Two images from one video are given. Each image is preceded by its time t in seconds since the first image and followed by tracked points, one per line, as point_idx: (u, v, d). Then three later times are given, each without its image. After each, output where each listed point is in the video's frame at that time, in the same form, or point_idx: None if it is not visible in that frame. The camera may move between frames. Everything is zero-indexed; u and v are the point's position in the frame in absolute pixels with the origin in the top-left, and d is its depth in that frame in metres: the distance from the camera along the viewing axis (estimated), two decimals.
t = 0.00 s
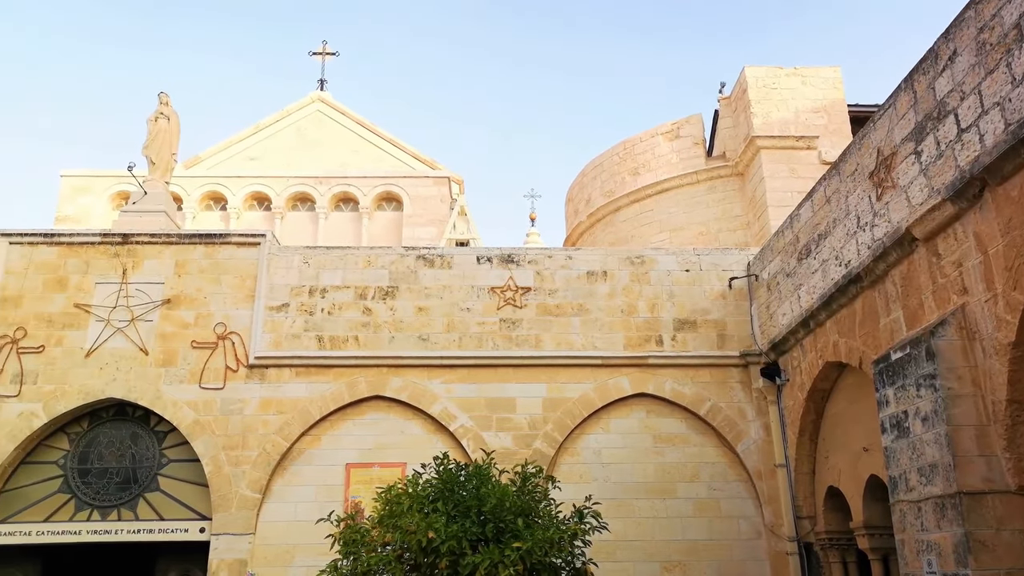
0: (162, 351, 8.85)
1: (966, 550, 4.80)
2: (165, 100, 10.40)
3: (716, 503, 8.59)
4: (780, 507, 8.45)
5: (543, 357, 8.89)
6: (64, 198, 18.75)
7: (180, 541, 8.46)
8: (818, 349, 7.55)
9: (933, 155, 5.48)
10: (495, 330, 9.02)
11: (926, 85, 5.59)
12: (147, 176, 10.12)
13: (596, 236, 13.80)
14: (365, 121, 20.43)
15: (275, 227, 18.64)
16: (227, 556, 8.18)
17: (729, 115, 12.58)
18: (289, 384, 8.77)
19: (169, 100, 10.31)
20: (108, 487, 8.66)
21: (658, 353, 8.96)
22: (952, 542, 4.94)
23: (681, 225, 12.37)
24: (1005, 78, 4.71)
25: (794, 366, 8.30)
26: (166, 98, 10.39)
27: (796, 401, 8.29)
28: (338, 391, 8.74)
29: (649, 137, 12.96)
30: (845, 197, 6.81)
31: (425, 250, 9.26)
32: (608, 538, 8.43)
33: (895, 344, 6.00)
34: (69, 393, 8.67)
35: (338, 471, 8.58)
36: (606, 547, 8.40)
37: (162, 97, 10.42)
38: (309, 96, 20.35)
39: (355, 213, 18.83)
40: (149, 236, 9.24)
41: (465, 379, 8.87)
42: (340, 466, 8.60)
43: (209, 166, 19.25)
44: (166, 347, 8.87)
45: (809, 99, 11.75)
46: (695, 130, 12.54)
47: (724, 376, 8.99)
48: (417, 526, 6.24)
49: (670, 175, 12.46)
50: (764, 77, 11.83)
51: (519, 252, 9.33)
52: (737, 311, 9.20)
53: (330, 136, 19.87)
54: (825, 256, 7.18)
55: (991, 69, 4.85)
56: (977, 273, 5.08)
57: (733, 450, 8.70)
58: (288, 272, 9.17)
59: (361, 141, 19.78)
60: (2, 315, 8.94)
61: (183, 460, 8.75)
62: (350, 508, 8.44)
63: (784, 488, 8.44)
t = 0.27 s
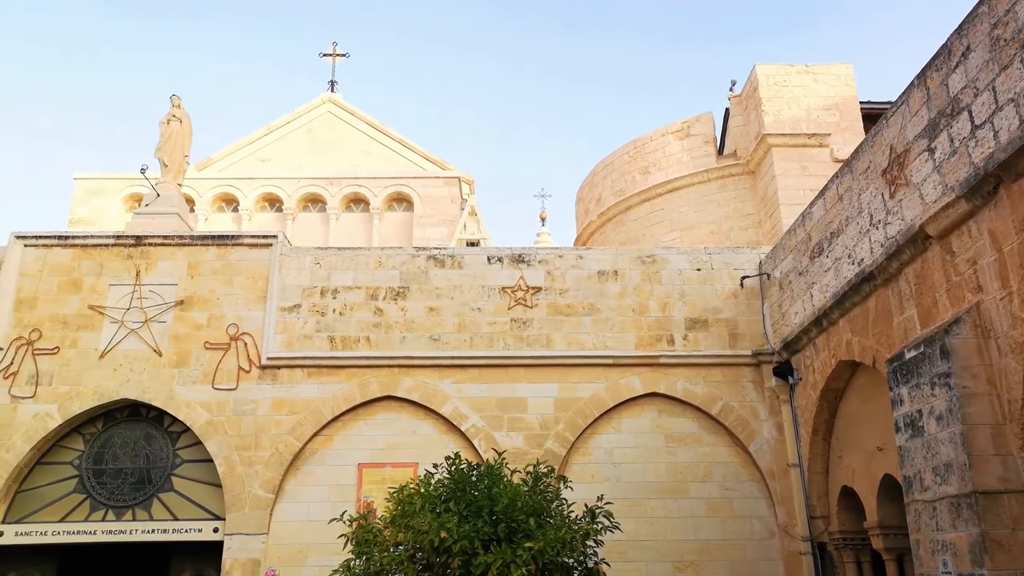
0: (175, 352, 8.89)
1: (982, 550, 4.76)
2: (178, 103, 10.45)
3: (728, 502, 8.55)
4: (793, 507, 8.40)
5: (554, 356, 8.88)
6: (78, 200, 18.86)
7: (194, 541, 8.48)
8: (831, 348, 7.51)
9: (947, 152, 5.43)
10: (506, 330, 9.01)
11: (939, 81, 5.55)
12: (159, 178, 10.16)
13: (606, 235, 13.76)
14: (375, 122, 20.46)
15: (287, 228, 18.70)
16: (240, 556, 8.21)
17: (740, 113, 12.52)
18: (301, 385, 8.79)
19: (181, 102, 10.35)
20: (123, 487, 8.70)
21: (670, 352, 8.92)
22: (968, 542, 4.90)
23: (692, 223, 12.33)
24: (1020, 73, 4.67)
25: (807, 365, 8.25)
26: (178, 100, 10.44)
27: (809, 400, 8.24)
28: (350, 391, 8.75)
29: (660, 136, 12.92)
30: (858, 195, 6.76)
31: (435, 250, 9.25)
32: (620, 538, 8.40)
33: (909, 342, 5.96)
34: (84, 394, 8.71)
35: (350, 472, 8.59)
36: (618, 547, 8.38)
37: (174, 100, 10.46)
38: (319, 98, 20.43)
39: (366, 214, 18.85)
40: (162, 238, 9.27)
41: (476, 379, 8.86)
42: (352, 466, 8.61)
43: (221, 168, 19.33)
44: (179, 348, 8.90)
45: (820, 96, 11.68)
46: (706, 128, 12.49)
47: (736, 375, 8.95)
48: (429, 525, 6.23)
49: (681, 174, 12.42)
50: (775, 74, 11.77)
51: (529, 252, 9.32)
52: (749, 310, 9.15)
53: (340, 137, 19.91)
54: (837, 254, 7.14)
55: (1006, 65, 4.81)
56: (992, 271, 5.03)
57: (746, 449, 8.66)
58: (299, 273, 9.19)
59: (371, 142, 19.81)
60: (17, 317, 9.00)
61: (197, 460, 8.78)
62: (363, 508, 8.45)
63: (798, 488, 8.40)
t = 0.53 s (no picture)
0: (190, 353, 8.93)
1: (1000, 550, 4.72)
2: (191, 105, 10.50)
3: (742, 502, 8.52)
4: (808, 507, 8.36)
5: (567, 356, 8.86)
6: (93, 203, 19.01)
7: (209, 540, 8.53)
8: (846, 346, 7.46)
9: (962, 148, 5.39)
10: (518, 330, 9.00)
11: (954, 77, 5.50)
12: (173, 181, 10.22)
13: (618, 235, 13.74)
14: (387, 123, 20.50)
15: (299, 229, 18.75)
16: (255, 556, 8.23)
17: (752, 111, 12.47)
18: (315, 385, 8.81)
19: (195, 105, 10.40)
20: (139, 487, 8.75)
21: (683, 352, 8.89)
22: (986, 541, 4.86)
23: (705, 222, 12.29)
24: None
25: (821, 364, 8.21)
26: (191, 103, 10.49)
27: (824, 399, 8.20)
28: (363, 391, 8.77)
29: (671, 134, 12.88)
30: (872, 192, 6.72)
31: (447, 251, 9.26)
32: (633, 538, 8.39)
33: (924, 340, 5.91)
34: (100, 395, 8.76)
35: (363, 471, 8.60)
36: (632, 547, 8.36)
37: (187, 103, 10.51)
38: (331, 100, 20.50)
39: (378, 214, 18.87)
40: (176, 240, 9.32)
41: (489, 378, 8.86)
42: (366, 466, 8.63)
43: (234, 170, 19.42)
44: (193, 349, 8.94)
45: (833, 93, 11.62)
46: (718, 126, 12.45)
47: (750, 374, 8.90)
48: (442, 525, 6.24)
49: (693, 173, 12.38)
50: (788, 72, 11.71)
51: (541, 252, 9.31)
52: (762, 308, 9.11)
53: (352, 139, 19.97)
54: (852, 252, 7.10)
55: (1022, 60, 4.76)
56: (1008, 268, 4.99)
57: (760, 449, 8.62)
58: (313, 274, 9.21)
59: (383, 143, 19.85)
60: (34, 319, 9.06)
61: (212, 461, 8.81)
62: (376, 507, 8.47)
63: (813, 487, 8.35)
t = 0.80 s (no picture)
0: (203, 354, 8.96)
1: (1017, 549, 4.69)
2: (202, 108, 10.53)
3: (755, 502, 8.47)
4: (821, 506, 8.31)
5: (578, 356, 8.84)
6: (106, 205, 19.12)
7: (223, 540, 8.55)
8: (859, 345, 7.41)
9: (976, 145, 5.34)
10: (529, 330, 8.99)
11: (967, 73, 5.46)
12: (185, 183, 10.26)
13: (629, 234, 13.70)
14: (397, 123, 20.52)
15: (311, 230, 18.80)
16: (268, 556, 8.25)
17: (763, 109, 12.41)
18: (327, 386, 8.82)
19: (206, 107, 10.44)
20: (153, 488, 8.78)
21: (695, 351, 8.86)
22: (1002, 541, 4.82)
23: (716, 221, 12.24)
24: None
25: (834, 363, 8.16)
26: (203, 105, 10.53)
27: (837, 398, 8.15)
28: (375, 392, 8.78)
29: (682, 133, 12.84)
30: (885, 190, 6.67)
31: (458, 251, 9.26)
32: (646, 538, 8.36)
33: (938, 338, 5.87)
34: (114, 396, 8.81)
35: (375, 471, 8.61)
36: (645, 547, 8.33)
37: (199, 106, 10.55)
38: (341, 101, 20.54)
39: (389, 215, 18.88)
40: (189, 241, 9.36)
41: (500, 378, 8.85)
42: (378, 466, 8.63)
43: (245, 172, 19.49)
44: (206, 350, 8.97)
45: (845, 90, 11.55)
46: (729, 125, 12.40)
47: (762, 373, 8.86)
48: (454, 525, 6.23)
49: (704, 171, 12.34)
50: (799, 69, 11.66)
51: (552, 251, 9.29)
52: (774, 307, 9.06)
53: (362, 140, 20.01)
54: (865, 250, 7.05)
55: None
56: None
57: (773, 448, 8.58)
58: (324, 275, 9.22)
59: (393, 144, 19.88)
60: (49, 320, 9.11)
61: (225, 461, 8.84)
62: (388, 507, 8.47)
63: (826, 487, 8.30)
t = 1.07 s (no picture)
0: (214, 354, 8.99)
1: None
2: (213, 110, 10.57)
3: (767, 501, 8.45)
4: (833, 506, 8.27)
5: (588, 355, 8.83)
6: (117, 207, 19.22)
7: (235, 540, 8.59)
8: (871, 344, 7.38)
9: (989, 142, 5.31)
10: (539, 330, 8.98)
11: (979, 70, 5.43)
12: (196, 185, 10.29)
13: (639, 233, 13.68)
14: (406, 124, 20.55)
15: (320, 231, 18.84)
16: (280, 555, 8.27)
17: (773, 107, 12.37)
18: (337, 386, 8.84)
19: (216, 109, 10.47)
20: (165, 488, 8.82)
21: (705, 350, 8.83)
22: (1017, 541, 4.80)
23: (726, 220, 12.21)
24: None
25: (846, 362, 8.13)
26: (213, 107, 10.56)
27: (848, 397, 8.11)
28: (385, 392, 8.79)
29: (691, 132, 12.81)
30: (896, 188, 6.64)
31: (468, 251, 9.26)
32: (656, 538, 8.34)
33: (951, 337, 5.84)
34: (127, 397, 8.85)
35: (386, 471, 8.62)
36: (655, 546, 8.31)
37: (209, 107, 10.58)
38: (351, 101, 20.56)
39: (399, 215, 18.88)
40: (200, 243, 9.39)
41: (510, 378, 8.85)
42: (389, 466, 8.64)
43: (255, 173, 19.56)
44: (218, 351, 9.01)
45: (855, 88, 11.49)
46: (738, 123, 12.36)
47: (773, 373, 8.83)
48: (465, 525, 6.23)
49: (713, 170, 12.31)
50: (809, 67, 11.61)
51: (561, 251, 9.28)
52: (785, 306, 9.03)
53: (372, 140, 20.04)
54: (876, 249, 7.02)
55: None
56: None
57: (784, 447, 8.54)
58: (334, 275, 9.24)
59: (403, 145, 19.90)
60: (62, 322, 9.16)
61: (236, 461, 8.87)
62: (399, 507, 8.48)
63: (838, 486, 8.27)
